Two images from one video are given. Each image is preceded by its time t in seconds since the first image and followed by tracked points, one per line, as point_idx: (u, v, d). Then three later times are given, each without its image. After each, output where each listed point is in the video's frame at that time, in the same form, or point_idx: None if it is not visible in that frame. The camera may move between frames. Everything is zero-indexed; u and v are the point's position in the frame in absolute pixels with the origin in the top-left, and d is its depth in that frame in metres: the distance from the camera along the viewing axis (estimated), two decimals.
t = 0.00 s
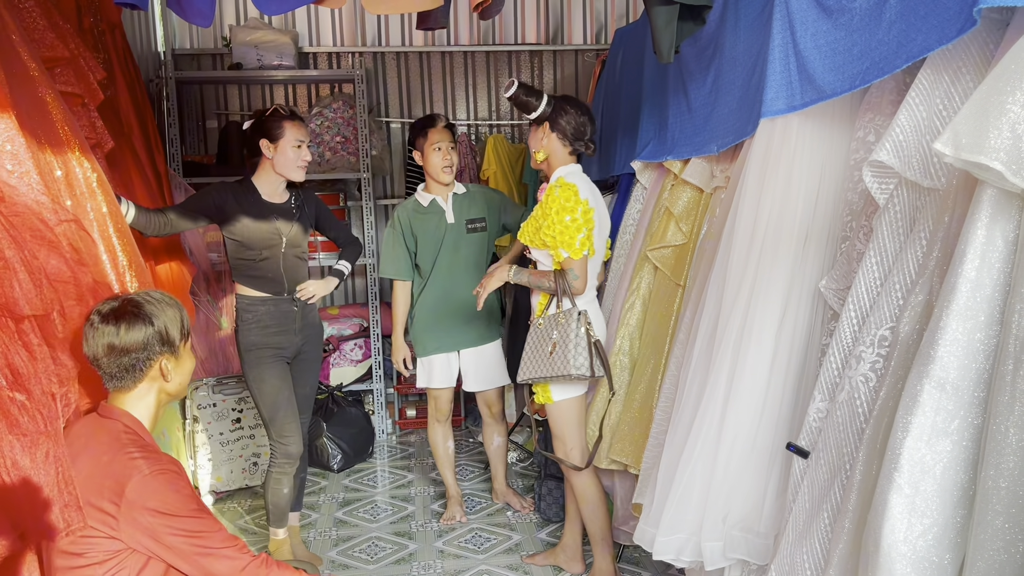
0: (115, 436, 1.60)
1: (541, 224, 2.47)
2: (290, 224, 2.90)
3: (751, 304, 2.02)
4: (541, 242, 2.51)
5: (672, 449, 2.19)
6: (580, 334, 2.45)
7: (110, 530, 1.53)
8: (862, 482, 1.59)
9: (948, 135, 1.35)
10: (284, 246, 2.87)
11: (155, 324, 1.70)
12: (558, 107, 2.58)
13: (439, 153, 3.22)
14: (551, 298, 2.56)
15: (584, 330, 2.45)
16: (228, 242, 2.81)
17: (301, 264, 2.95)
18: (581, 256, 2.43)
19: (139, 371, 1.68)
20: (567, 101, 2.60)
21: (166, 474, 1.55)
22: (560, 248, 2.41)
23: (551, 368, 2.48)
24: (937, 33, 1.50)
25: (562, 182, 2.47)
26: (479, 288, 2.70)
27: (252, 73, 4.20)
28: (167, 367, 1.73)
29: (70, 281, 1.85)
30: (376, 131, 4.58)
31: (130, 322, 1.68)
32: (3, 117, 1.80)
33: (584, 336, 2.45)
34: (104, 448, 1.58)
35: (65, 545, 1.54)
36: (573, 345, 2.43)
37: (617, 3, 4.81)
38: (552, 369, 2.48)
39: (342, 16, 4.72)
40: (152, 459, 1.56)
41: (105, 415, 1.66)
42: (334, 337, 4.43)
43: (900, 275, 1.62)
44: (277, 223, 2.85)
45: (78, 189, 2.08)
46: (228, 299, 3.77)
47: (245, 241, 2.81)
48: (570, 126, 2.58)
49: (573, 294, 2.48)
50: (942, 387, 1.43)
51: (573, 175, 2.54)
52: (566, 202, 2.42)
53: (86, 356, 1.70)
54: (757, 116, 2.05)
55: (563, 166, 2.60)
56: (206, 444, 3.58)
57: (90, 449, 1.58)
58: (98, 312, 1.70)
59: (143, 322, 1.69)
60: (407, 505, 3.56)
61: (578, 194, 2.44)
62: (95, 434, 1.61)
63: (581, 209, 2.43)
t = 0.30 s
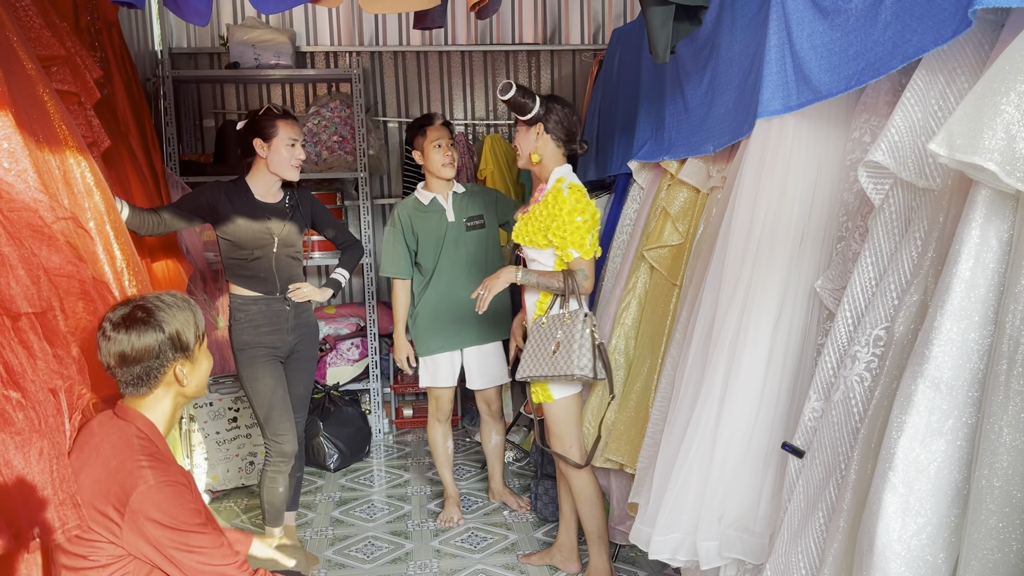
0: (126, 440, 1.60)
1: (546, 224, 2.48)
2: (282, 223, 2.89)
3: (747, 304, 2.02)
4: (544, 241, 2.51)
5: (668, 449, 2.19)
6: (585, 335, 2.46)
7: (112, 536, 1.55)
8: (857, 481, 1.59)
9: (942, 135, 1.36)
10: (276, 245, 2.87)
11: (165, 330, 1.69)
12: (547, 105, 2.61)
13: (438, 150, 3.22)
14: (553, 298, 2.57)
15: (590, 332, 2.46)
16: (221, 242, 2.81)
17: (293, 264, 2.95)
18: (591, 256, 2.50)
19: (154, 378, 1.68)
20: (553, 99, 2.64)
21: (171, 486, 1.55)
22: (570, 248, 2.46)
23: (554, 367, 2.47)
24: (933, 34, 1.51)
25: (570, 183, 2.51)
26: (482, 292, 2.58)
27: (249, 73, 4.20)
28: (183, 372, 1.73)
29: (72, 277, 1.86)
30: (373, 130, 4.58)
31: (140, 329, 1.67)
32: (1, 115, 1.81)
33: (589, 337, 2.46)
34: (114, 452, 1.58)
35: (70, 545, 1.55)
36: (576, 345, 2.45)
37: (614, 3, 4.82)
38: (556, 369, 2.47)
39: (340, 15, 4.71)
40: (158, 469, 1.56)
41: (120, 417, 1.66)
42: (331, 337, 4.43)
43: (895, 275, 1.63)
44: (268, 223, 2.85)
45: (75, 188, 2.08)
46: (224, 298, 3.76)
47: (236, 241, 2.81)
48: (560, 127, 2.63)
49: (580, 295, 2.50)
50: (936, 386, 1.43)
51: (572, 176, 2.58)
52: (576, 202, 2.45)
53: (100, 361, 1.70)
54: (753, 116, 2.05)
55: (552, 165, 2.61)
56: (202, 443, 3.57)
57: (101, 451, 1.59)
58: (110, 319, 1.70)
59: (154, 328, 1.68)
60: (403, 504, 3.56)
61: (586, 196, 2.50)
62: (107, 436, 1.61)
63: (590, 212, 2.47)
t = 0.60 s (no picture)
0: (142, 430, 1.69)
1: (561, 222, 2.51)
2: (280, 222, 2.89)
3: (744, 305, 2.02)
4: (559, 238, 2.53)
5: (664, 448, 2.19)
6: (623, 326, 2.53)
7: (121, 523, 1.62)
8: (853, 480, 1.59)
9: (940, 135, 1.36)
10: (275, 242, 2.87)
11: (174, 330, 1.76)
12: (553, 102, 2.61)
13: (434, 148, 3.22)
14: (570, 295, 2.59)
15: (628, 324, 2.53)
16: (219, 241, 2.80)
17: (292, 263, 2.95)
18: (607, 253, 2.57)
19: (166, 375, 1.76)
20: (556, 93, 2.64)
21: (181, 476, 1.64)
22: (589, 245, 2.52)
23: (600, 364, 2.51)
24: (931, 34, 1.51)
25: (583, 179, 2.57)
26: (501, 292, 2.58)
27: (246, 71, 4.20)
28: (195, 368, 1.80)
29: (69, 273, 1.85)
30: (371, 129, 4.57)
31: (149, 329, 1.74)
32: None
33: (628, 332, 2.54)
34: (129, 441, 1.66)
35: (81, 531, 1.62)
36: (624, 343, 2.51)
37: (612, 4, 4.82)
38: (602, 367, 2.50)
39: (337, 14, 4.71)
40: (171, 458, 1.65)
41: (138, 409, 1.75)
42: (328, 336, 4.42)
43: (891, 275, 1.63)
44: (267, 221, 2.85)
45: (72, 184, 2.08)
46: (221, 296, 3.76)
47: (235, 240, 2.80)
48: (567, 126, 2.65)
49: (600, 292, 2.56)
50: (932, 386, 1.43)
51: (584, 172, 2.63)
52: (590, 199, 2.51)
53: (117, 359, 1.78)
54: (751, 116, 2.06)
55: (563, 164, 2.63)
56: (198, 442, 3.56)
57: (116, 440, 1.67)
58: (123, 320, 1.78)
59: (163, 328, 1.75)
60: (399, 504, 3.56)
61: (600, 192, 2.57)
62: (124, 426, 1.70)
63: (605, 208, 2.55)
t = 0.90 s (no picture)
0: (146, 424, 1.74)
1: (574, 224, 2.51)
2: (279, 221, 2.88)
3: (739, 306, 2.03)
4: (570, 240, 2.54)
5: (658, 449, 2.20)
6: (639, 326, 2.54)
7: (124, 518, 1.65)
8: (847, 482, 1.60)
9: (935, 138, 1.37)
10: (274, 242, 2.87)
11: (141, 332, 1.78)
12: (561, 102, 2.61)
13: (428, 149, 3.22)
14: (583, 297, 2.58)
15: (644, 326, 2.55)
16: (217, 239, 2.80)
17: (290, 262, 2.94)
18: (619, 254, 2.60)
19: (148, 374, 1.81)
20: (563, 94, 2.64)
21: (186, 471, 1.68)
22: (603, 245, 2.54)
23: (621, 369, 2.50)
24: (926, 37, 1.52)
25: (594, 180, 2.58)
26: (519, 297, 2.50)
27: (242, 70, 4.19)
28: (175, 363, 1.83)
29: (63, 271, 1.84)
30: (366, 129, 4.57)
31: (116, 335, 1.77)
32: None
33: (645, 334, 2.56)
34: (134, 437, 1.70)
35: (84, 526, 1.65)
36: (642, 345, 2.52)
37: (608, 6, 4.83)
38: (620, 371, 2.50)
39: (333, 14, 4.70)
40: (175, 454, 1.69)
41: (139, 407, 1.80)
42: (322, 335, 4.42)
43: (886, 278, 1.64)
44: (265, 220, 2.84)
45: (67, 183, 2.07)
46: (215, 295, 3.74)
47: (236, 239, 2.80)
48: (575, 126, 2.65)
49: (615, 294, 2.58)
50: (926, 388, 1.44)
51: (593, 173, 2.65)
52: (601, 199, 2.54)
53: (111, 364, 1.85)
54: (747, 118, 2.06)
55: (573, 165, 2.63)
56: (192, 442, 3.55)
57: (121, 437, 1.71)
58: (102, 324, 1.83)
59: (129, 332, 1.77)
60: (392, 504, 3.56)
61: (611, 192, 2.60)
62: (128, 423, 1.73)
63: (616, 209, 2.58)
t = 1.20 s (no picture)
0: (135, 426, 1.72)
1: (564, 224, 2.51)
2: (275, 220, 2.88)
3: (731, 308, 2.03)
4: (562, 241, 2.53)
5: (650, 449, 2.20)
6: (630, 329, 2.51)
7: (114, 520, 1.64)
8: (838, 484, 1.60)
9: (927, 141, 1.37)
10: (271, 241, 2.86)
11: (114, 329, 1.76)
12: (558, 104, 2.58)
13: (420, 150, 3.21)
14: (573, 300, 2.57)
15: (634, 329, 2.51)
16: (213, 238, 2.78)
17: (284, 262, 2.93)
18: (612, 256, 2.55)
19: (126, 372, 1.79)
20: (562, 97, 2.61)
21: (175, 472, 1.68)
22: (592, 248, 2.51)
23: (609, 374, 2.48)
24: (918, 41, 1.52)
25: (587, 181, 2.56)
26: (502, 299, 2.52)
27: (235, 69, 4.17)
28: (151, 360, 1.81)
29: (54, 269, 1.83)
30: (359, 128, 4.56)
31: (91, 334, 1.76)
32: None
33: (635, 336, 2.51)
34: (123, 438, 1.69)
35: (74, 527, 1.64)
36: (629, 349, 2.49)
37: (602, 7, 4.84)
38: (609, 376, 2.48)
39: (326, 13, 4.69)
40: (164, 455, 1.69)
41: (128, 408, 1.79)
42: (314, 335, 4.41)
43: (877, 279, 1.64)
44: (260, 219, 2.83)
45: (60, 180, 2.05)
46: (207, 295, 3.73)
47: (232, 237, 2.79)
48: (574, 126, 2.61)
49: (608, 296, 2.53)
50: (917, 390, 1.44)
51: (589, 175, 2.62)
52: (593, 201, 2.50)
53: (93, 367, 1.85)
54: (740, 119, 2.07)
55: (567, 166, 2.62)
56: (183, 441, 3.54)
57: (110, 438, 1.70)
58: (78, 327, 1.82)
59: (102, 331, 1.76)
60: (384, 504, 3.55)
61: (603, 194, 2.56)
62: (117, 424, 1.73)
63: (608, 210, 2.53)
